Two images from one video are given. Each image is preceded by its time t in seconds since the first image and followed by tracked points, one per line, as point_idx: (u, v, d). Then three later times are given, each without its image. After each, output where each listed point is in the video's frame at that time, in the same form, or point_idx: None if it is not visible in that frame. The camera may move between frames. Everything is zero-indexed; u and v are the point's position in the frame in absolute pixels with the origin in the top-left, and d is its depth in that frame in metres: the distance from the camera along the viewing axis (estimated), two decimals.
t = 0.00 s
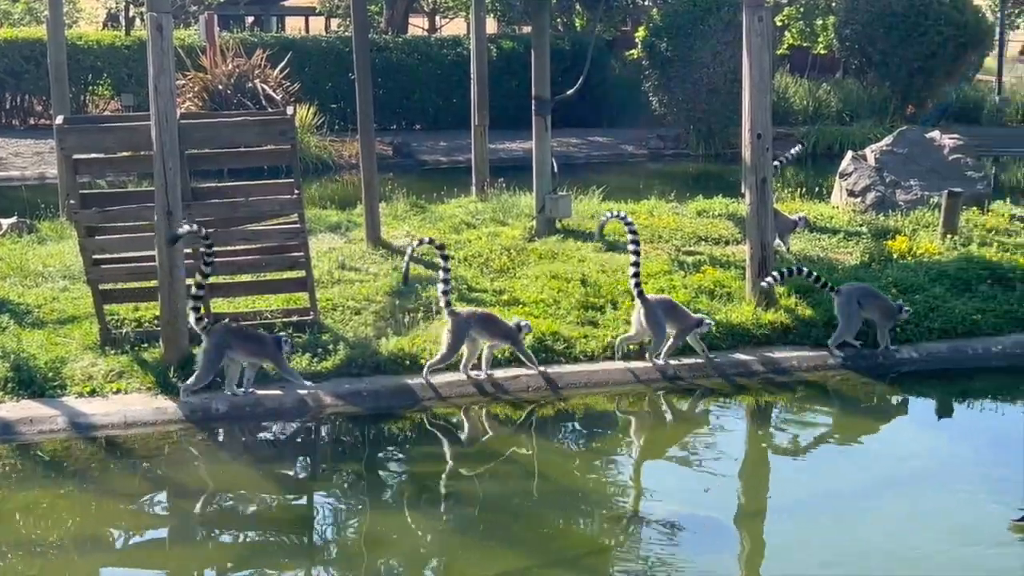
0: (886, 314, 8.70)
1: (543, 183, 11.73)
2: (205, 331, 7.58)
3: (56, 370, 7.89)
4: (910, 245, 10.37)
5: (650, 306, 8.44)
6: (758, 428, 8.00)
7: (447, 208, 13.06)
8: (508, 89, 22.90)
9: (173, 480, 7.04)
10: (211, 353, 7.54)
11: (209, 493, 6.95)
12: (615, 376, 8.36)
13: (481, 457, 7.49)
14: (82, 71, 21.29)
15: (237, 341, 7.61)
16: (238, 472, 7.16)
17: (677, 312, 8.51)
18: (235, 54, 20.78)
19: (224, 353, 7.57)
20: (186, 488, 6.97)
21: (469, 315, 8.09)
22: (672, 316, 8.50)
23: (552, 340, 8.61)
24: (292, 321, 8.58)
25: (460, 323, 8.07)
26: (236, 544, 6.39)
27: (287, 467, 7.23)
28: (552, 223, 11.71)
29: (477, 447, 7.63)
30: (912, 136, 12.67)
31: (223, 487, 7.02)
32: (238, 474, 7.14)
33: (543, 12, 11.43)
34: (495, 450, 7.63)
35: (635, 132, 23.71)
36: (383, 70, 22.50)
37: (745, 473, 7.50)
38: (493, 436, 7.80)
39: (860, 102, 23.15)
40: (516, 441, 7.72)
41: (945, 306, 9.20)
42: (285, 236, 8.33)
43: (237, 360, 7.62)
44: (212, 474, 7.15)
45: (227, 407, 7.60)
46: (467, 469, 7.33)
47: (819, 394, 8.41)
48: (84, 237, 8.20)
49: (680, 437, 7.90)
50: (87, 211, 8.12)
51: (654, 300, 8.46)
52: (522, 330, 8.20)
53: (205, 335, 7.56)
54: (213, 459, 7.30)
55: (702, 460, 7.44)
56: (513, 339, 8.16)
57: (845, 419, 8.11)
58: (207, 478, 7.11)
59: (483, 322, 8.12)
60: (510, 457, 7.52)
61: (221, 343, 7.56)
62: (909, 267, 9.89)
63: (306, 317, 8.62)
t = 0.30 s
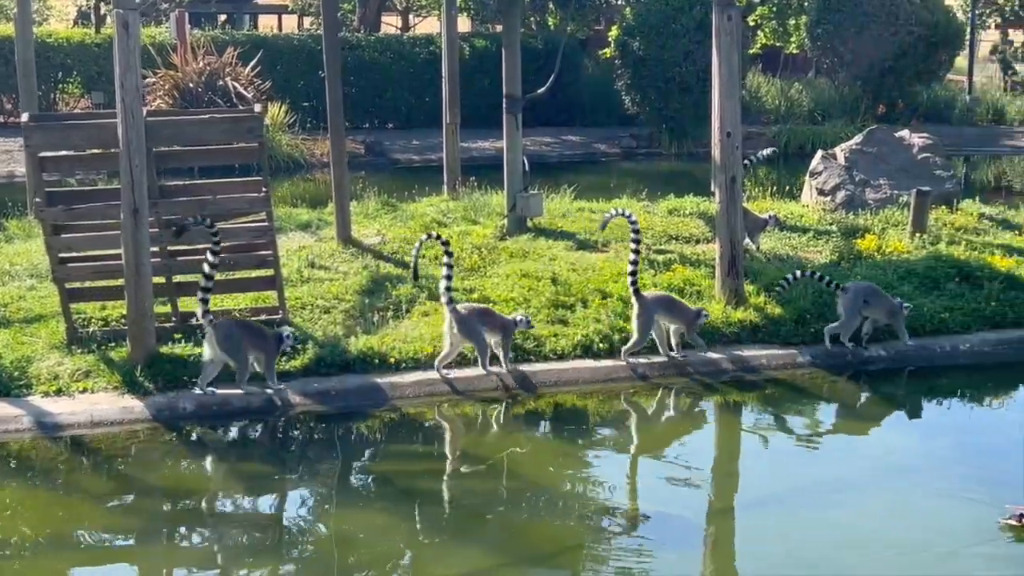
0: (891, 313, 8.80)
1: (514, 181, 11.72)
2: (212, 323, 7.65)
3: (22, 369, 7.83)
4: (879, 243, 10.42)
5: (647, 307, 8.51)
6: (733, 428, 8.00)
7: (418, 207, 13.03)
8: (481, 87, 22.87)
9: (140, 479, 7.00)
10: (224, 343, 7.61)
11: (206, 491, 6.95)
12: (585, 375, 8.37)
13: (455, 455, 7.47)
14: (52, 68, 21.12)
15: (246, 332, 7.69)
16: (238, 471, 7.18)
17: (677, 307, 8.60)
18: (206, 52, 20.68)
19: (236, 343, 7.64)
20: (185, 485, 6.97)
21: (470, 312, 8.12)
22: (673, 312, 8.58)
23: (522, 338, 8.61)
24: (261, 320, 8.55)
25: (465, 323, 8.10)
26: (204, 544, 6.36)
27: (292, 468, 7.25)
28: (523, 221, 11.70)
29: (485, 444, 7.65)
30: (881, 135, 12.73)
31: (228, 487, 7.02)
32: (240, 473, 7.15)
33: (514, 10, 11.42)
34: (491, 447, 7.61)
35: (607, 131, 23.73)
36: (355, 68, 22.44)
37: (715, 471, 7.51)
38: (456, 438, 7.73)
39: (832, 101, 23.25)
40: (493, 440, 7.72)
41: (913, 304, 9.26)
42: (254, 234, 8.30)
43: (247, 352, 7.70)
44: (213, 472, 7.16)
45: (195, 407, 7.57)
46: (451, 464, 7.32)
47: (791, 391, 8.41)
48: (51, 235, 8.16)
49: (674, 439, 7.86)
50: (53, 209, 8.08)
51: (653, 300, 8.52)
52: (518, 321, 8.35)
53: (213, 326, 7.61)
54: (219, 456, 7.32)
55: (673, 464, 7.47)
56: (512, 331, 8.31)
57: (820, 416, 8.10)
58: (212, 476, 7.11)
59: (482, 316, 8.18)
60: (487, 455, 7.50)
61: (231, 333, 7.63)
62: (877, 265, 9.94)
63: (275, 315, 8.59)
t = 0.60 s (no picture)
0: (886, 309, 8.89)
1: (481, 180, 11.69)
2: (214, 319, 7.66)
3: None
4: (844, 243, 10.46)
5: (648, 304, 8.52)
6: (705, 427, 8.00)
7: (385, 206, 12.98)
8: (452, 86, 22.82)
9: (99, 482, 6.94)
10: (222, 341, 7.62)
11: (205, 494, 6.98)
12: (548, 375, 8.35)
13: (429, 453, 7.45)
14: (20, 67, 20.94)
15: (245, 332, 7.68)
16: (237, 470, 7.23)
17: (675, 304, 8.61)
18: (175, 51, 20.56)
19: (233, 343, 7.64)
20: (183, 488, 7.00)
21: (471, 309, 8.21)
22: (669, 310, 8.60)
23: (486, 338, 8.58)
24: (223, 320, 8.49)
25: (465, 320, 8.17)
26: (166, 547, 6.31)
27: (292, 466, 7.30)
28: (490, 220, 11.66)
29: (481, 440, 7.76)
30: (847, 135, 12.77)
31: (228, 489, 7.07)
32: (239, 475, 7.19)
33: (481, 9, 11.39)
34: (490, 444, 7.72)
35: (578, 130, 23.73)
36: (326, 68, 22.37)
37: (682, 472, 7.52)
38: (463, 437, 7.82)
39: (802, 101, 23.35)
40: (473, 441, 7.74)
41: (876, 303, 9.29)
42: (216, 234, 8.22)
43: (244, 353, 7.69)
44: (214, 474, 7.20)
45: (154, 408, 7.52)
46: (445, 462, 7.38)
47: (761, 392, 8.41)
48: (9, 235, 8.08)
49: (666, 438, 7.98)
50: (11, 209, 8.03)
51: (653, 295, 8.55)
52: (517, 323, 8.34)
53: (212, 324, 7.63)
54: (219, 458, 7.37)
55: (641, 464, 7.49)
56: (510, 332, 8.32)
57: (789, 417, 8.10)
58: (213, 480, 7.15)
59: (481, 315, 8.26)
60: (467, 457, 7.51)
61: (230, 332, 7.63)
62: (842, 265, 9.97)
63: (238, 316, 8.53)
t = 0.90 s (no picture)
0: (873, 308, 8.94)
1: (441, 183, 11.63)
2: (194, 325, 7.64)
3: None
4: (803, 245, 10.48)
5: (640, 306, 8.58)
6: (676, 434, 7.98)
7: (346, 209, 12.90)
8: (417, 87, 22.75)
9: (47, 490, 6.85)
10: (201, 346, 7.60)
11: (193, 496, 6.97)
12: (507, 379, 8.30)
13: (395, 458, 7.39)
14: None
15: (225, 333, 7.67)
16: (230, 473, 7.21)
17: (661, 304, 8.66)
18: (136, 52, 20.39)
19: (215, 346, 7.63)
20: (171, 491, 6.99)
21: (458, 314, 8.17)
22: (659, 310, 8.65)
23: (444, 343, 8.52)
24: (176, 325, 8.39)
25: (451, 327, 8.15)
26: (113, 556, 6.23)
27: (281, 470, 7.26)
28: (450, 223, 11.60)
29: (469, 440, 7.79)
30: (807, 136, 12.79)
31: (216, 489, 7.05)
32: (228, 477, 7.17)
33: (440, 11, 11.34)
34: (475, 452, 7.66)
35: (544, 132, 23.70)
36: (290, 69, 22.25)
37: (641, 476, 7.48)
38: (447, 438, 7.80)
39: (767, 102, 23.42)
40: (450, 446, 7.69)
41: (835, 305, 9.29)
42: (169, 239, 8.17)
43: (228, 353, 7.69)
44: (206, 478, 7.15)
45: (104, 416, 7.43)
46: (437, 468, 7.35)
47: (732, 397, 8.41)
48: None
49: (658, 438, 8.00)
50: None
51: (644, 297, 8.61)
52: (510, 322, 8.34)
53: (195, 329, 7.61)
54: (213, 461, 7.34)
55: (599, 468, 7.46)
56: (502, 332, 8.31)
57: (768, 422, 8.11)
58: (202, 481, 7.12)
59: (469, 318, 8.21)
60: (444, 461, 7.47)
61: (209, 335, 7.62)
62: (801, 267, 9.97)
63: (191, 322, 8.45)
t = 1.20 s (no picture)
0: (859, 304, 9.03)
1: (399, 181, 11.54)
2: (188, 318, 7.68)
3: None
4: (760, 242, 10.44)
5: (618, 300, 8.57)
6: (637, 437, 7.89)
7: (304, 207, 12.79)
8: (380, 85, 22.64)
9: None
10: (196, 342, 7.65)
11: (183, 493, 6.95)
12: (461, 379, 8.23)
13: (357, 458, 7.33)
14: None
15: (220, 331, 7.72)
16: (219, 470, 7.19)
17: (648, 302, 8.62)
18: (95, 50, 20.18)
19: (207, 341, 7.68)
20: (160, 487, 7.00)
21: (448, 307, 8.19)
22: (643, 307, 8.61)
23: (397, 342, 8.43)
24: (125, 326, 8.28)
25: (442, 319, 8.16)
26: (58, 559, 6.11)
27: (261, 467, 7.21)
28: (408, 221, 11.50)
29: (465, 435, 7.81)
30: (766, 133, 12.78)
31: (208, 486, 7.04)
32: (218, 473, 7.15)
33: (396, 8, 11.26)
34: (468, 446, 7.69)
35: (508, 129, 23.64)
36: (252, 66, 22.09)
37: (598, 475, 7.42)
38: (442, 434, 7.83)
39: (731, 98, 23.47)
40: (415, 445, 7.63)
41: (791, 301, 9.26)
42: (116, 238, 8.08)
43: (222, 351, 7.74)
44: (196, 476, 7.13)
45: (49, 418, 7.33)
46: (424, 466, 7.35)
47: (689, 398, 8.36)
48: None
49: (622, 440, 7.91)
50: None
51: (624, 293, 8.59)
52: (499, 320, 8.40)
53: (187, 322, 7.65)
54: (207, 460, 7.33)
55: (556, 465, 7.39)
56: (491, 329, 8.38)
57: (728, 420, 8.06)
58: (192, 480, 7.09)
59: (460, 312, 8.25)
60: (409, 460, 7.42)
61: (203, 329, 7.66)
62: (758, 263, 9.94)
63: (140, 322, 8.33)
